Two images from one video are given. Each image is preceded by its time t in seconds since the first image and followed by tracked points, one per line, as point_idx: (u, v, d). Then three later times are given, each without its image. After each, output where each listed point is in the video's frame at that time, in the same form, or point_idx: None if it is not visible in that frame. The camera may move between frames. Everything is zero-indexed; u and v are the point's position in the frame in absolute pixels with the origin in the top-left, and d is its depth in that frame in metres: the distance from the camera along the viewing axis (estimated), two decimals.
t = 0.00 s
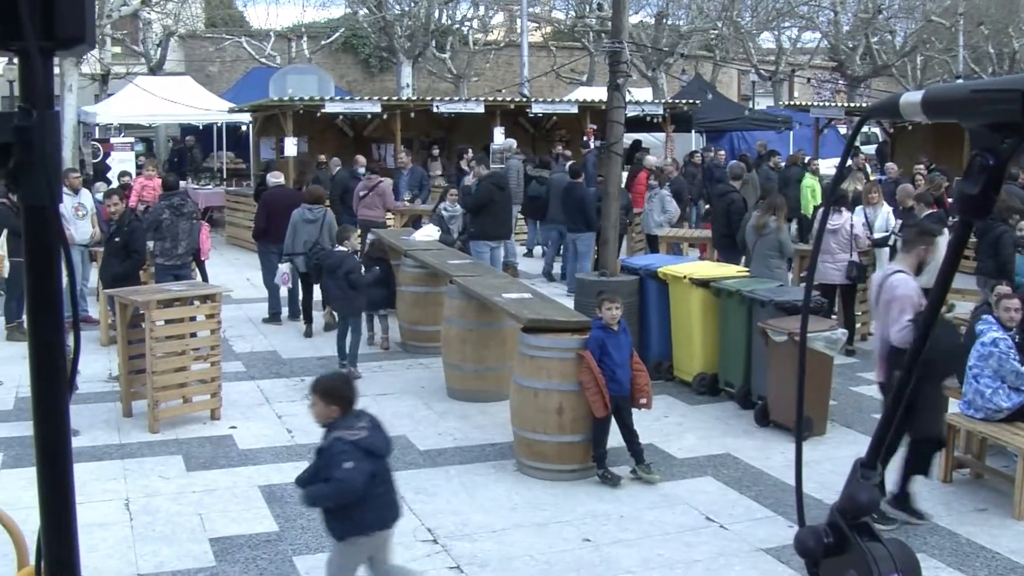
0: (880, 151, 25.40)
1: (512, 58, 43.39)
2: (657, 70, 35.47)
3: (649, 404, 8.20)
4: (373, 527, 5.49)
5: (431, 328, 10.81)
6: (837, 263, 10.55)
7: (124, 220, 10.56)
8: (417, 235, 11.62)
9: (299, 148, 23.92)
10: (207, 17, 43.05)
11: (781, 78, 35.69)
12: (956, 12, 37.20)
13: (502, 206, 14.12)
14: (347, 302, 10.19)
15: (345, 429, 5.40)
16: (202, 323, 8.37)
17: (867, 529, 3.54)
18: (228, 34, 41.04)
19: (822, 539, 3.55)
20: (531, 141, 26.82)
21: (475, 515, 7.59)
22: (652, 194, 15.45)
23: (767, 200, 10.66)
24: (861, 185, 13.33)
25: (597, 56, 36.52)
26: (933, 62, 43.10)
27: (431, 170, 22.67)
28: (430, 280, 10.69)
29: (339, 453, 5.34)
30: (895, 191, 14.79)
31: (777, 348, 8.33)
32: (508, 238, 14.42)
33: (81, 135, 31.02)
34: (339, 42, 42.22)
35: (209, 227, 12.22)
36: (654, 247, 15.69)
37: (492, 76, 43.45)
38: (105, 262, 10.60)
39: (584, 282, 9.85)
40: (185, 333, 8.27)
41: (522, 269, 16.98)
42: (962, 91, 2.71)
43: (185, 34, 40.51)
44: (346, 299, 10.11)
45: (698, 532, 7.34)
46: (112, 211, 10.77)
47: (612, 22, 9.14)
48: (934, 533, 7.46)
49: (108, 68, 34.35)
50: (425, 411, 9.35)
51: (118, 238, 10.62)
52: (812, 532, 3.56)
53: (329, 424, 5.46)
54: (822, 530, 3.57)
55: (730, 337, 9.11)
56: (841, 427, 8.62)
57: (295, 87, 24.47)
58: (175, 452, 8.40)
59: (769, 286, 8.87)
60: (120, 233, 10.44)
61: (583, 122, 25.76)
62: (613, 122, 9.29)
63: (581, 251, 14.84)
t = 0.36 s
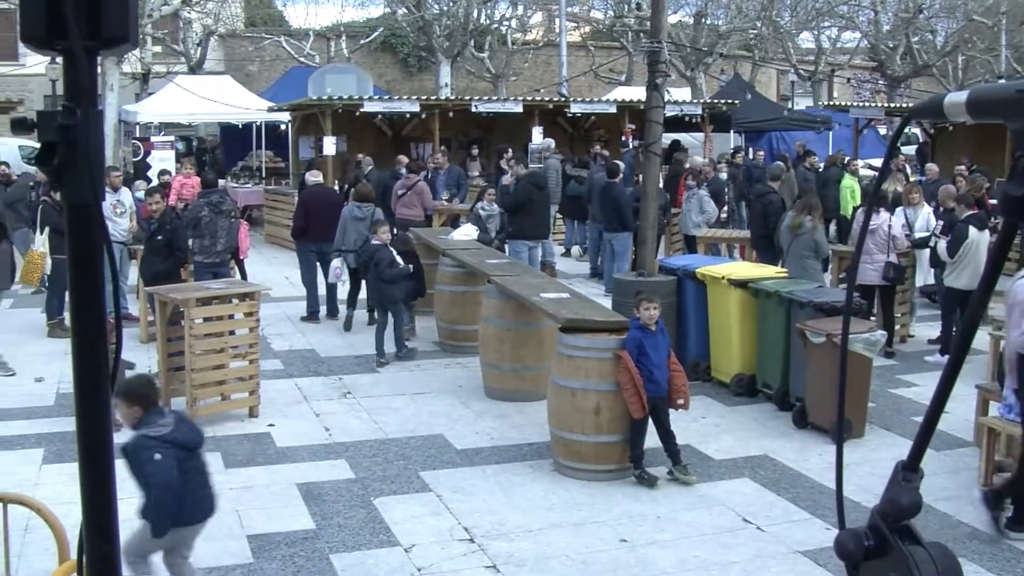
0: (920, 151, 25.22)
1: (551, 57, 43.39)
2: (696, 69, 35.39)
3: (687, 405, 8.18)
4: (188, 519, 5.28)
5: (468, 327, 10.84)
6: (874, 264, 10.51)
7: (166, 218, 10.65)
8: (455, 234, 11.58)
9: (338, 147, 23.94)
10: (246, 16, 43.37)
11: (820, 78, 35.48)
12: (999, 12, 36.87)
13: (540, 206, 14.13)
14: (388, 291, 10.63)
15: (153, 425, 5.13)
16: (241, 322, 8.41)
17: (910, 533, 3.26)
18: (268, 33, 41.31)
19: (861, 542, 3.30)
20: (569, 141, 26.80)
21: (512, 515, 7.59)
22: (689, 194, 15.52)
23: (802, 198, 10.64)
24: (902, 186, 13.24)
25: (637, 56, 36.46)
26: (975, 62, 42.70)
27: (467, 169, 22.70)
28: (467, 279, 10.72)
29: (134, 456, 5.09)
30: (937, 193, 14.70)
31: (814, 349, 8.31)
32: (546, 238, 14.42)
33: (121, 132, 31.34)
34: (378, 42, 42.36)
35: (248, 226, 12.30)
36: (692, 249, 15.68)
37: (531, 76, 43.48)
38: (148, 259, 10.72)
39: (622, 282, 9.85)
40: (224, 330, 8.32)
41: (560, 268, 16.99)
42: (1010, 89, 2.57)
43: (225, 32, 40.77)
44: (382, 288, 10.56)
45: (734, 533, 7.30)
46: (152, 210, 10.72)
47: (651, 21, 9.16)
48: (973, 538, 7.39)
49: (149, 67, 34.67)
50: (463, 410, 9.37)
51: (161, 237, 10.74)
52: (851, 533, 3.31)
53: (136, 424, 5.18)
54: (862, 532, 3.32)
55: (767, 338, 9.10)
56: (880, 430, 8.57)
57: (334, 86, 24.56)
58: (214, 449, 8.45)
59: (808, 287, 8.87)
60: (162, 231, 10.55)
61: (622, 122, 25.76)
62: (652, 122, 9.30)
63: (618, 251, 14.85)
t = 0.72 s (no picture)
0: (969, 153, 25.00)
1: (595, 57, 43.45)
2: (742, 70, 35.33)
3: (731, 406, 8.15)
4: (8, 460, 5.83)
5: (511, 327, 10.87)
6: (921, 266, 10.60)
7: (220, 215, 10.56)
8: (499, 234, 11.63)
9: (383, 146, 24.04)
10: (292, 16, 43.75)
11: (867, 78, 35.25)
12: None
13: (585, 205, 14.13)
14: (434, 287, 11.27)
15: None
16: (285, 320, 8.43)
17: (960, 541, 2.65)
18: (314, 33, 41.59)
19: (910, 546, 2.68)
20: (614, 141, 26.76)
21: (554, 515, 7.58)
22: (734, 197, 15.63)
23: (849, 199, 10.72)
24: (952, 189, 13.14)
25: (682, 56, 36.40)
26: None
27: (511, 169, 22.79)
28: (511, 279, 10.74)
29: None
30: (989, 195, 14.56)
31: (859, 351, 8.27)
32: (591, 238, 14.44)
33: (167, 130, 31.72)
34: (423, 42, 42.50)
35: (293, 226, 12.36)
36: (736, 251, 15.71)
37: (576, 76, 43.56)
38: (206, 256, 10.68)
39: (667, 284, 9.90)
40: (269, 328, 8.35)
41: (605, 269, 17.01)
42: None
43: (271, 32, 41.11)
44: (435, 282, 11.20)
45: (777, 536, 7.24)
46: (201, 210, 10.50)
47: (696, 21, 9.24)
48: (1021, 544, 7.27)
49: (196, 67, 35.05)
50: (508, 410, 9.39)
51: (218, 234, 10.68)
52: (898, 536, 2.70)
53: None
54: (907, 537, 2.70)
55: (811, 340, 9.08)
56: (926, 435, 8.49)
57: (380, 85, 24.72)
58: (258, 446, 8.51)
59: (854, 289, 8.84)
60: (219, 228, 10.49)
61: (667, 121, 25.74)
62: (698, 124, 9.30)
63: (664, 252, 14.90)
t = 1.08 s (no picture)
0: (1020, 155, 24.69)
1: (642, 57, 43.45)
2: (789, 69, 35.17)
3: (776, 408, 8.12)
4: None
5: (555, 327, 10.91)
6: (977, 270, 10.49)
7: (274, 212, 10.61)
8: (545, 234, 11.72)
9: (430, 145, 24.13)
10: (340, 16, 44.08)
11: (917, 77, 34.91)
12: None
13: (634, 205, 14.12)
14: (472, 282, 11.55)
15: None
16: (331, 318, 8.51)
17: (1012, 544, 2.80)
18: (361, 33, 41.89)
19: (960, 552, 2.83)
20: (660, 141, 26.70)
21: (598, 514, 7.57)
22: (781, 197, 15.59)
23: (895, 199, 10.83)
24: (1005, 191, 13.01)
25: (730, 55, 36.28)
26: None
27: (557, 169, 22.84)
28: (556, 279, 10.77)
29: None
30: None
31: (907, 354, 8.20)
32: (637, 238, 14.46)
33: (215, 128, 32.01)
34: (470, 42, 42.60)
35: (340, 224, 12.48)
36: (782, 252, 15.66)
37: (623, 76, 43.56)
38: (261, 256, 10.64)
39: (714, 283, 9.96)
40: (316, 326, 8.42)
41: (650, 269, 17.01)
42: None
43: (318, 31, 41.43)
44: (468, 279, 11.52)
45: (822, 538, 7.16)
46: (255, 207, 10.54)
47: (743, 22, 9.48)
48: None
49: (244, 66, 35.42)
50: (553, 410, 9.41)
51: (272, 232, 10.65)
52: (951, 542, 2.85)
53: None
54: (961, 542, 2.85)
55: (858, 341, 9.04)
56: (976, 439, 8.39)
57: (426, 85, 24.83)
58: (303, 443, 8.56)
59: (901, 291, 8.80)
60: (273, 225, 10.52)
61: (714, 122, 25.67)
62: (745, 124, 9.59)
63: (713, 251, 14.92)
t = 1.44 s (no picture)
0: None
1: (680, 57, 43.41)
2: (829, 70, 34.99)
3: (815, 410, 8.08)
4: None
5: (594, 326, 10.92)
6: None
7: (317, 211, 10.77)
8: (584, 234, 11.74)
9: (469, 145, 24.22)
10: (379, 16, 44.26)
11: (959, 77, 34.62)
12: None
13: (673, 205, 14.14)
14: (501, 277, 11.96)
15: None
16: (371, 317, 8.58)
17: None
18: (399, 33, 42.06)
19: (1004, 558, 3.10)
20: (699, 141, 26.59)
21: (636, 514, 7.56)
22: (820, 198, 15.52)
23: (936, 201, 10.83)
24: None
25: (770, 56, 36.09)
26: None
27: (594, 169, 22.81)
28: (595, 279, 10.78)
29: None
30: None
31: (947, 356, 8.14)
32: (676, 239, 14.46)
33: (253, 127, 32.24)
34: (509, 42, 42.64)
35: (377, 223, 12.51)
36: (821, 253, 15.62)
37: (661, 77, 43.51)
38: (307, 254, 10.69)
39: (752, 284, 9.94)
40: (354, 326, 8.47)
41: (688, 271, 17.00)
42: None
43: (357, 31, 41.61)
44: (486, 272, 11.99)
45: (861, 541, 7.11)
46: (298, 206, 10.73)
47: (784, 23, 9.52)
48: None
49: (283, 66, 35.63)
50: (590, 411, 9.42)
51: (318, 230, 10.77)
52: (993, 548, 3.11)
53: None
54: (1005, 548, 3.12)
55: (897, 343, 9.01)
56: (1017, 444, 8.32)
57: (465, 85, 24.86)
58: (341, 442, 8.61)
59: (942, 292, 8.75)
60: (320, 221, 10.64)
61: (754, 122, 25.57)
62: (785, 124, 9.64)
63: (753, 252, 14.92)
